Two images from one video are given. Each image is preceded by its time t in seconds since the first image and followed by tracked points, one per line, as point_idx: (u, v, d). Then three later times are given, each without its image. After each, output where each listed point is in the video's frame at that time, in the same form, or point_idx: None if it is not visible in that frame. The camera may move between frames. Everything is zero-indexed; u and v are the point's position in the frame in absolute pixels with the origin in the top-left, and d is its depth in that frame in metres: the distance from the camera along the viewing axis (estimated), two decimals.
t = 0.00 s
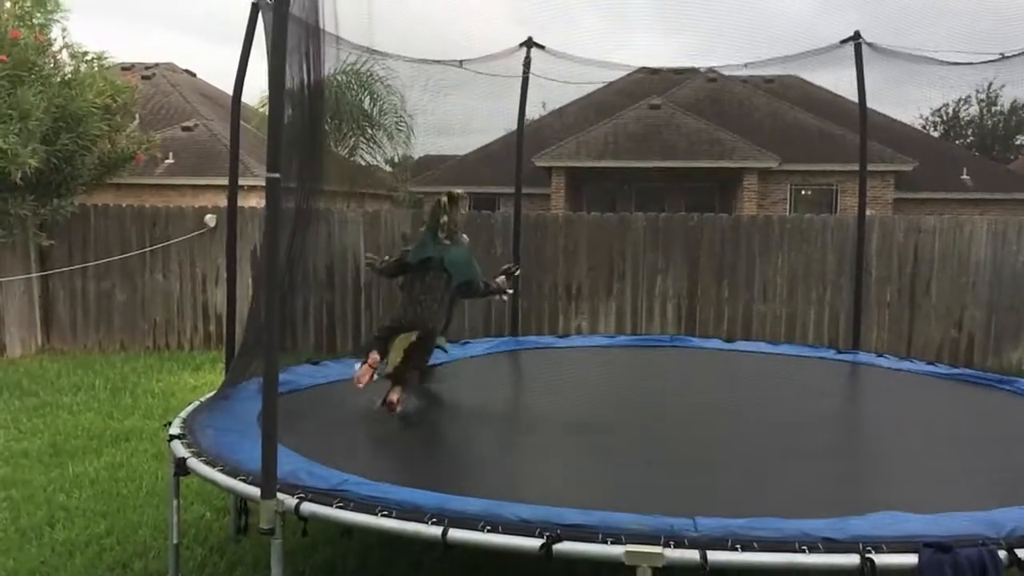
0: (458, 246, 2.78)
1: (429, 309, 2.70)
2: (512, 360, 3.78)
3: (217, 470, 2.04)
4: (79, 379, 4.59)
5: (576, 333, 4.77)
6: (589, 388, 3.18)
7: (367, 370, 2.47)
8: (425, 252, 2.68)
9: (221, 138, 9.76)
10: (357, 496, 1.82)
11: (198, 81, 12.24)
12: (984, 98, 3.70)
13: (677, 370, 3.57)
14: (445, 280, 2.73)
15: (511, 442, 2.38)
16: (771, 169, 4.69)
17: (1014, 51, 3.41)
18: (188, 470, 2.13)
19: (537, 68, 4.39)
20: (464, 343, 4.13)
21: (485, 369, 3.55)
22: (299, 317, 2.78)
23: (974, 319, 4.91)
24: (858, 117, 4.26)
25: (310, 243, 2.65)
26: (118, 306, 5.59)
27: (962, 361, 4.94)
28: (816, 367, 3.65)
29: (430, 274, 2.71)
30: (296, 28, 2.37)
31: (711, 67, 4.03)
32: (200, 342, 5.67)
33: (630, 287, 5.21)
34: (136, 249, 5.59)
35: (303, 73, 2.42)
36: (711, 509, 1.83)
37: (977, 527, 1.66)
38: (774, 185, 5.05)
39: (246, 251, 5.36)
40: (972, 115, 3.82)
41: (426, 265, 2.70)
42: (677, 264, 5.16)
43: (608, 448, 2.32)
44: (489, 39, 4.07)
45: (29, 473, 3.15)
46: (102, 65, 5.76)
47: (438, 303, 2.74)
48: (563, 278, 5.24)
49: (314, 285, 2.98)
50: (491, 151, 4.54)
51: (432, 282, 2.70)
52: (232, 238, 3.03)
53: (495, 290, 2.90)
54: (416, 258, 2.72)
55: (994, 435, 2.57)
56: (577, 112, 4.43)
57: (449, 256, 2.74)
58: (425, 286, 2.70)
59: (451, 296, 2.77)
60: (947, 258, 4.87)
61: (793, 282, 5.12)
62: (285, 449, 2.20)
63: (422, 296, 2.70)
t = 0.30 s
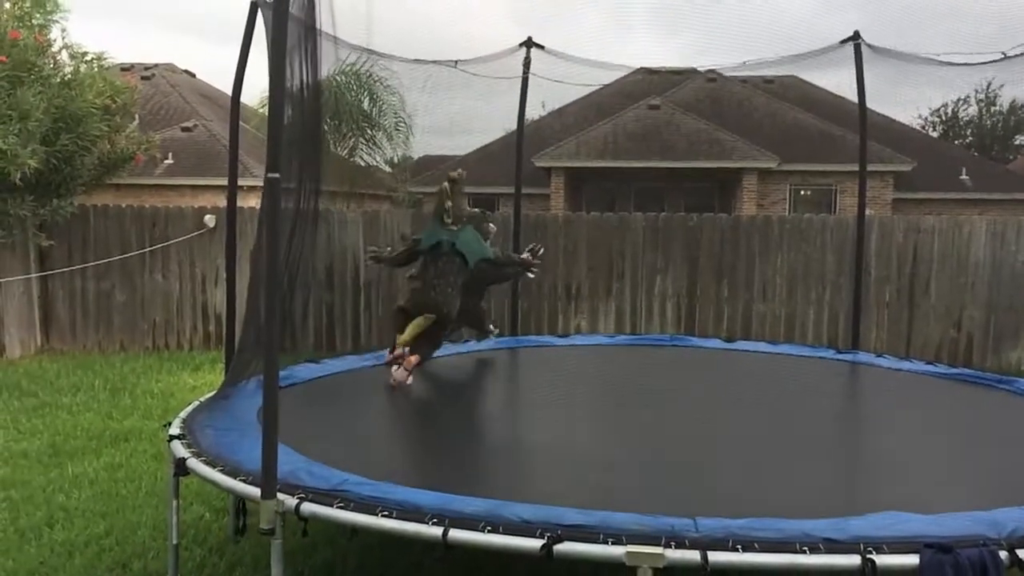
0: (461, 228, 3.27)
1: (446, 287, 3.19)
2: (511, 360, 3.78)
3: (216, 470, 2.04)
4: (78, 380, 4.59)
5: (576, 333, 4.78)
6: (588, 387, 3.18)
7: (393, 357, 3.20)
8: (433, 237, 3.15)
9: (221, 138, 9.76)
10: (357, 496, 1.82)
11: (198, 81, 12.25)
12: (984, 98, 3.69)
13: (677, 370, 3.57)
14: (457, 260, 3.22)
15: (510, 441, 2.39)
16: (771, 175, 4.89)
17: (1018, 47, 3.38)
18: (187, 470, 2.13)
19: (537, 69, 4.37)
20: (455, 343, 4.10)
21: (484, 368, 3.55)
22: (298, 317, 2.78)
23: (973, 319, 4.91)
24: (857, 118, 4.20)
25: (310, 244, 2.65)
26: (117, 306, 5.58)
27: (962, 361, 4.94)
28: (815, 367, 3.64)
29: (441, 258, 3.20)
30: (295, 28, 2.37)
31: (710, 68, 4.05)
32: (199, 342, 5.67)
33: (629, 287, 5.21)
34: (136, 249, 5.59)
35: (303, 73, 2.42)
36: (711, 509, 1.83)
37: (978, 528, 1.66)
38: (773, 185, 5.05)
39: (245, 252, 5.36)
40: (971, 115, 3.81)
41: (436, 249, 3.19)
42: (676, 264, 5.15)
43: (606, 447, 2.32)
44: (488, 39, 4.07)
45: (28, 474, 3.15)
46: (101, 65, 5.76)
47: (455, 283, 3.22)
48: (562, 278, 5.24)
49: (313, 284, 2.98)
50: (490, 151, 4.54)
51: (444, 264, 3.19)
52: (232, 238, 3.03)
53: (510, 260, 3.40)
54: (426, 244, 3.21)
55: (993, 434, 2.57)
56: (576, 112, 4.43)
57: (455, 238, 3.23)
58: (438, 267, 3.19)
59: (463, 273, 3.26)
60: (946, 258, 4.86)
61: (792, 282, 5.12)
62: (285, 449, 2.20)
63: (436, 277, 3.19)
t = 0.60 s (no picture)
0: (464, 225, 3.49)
1: (451, 280, 3.46)
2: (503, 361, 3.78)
3: (207, 472, 2.03)
4: (68, 382, 4.56)
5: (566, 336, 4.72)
6: (580, 389, 3.18)
7: (407, 347, 3.56)
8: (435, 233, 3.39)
9: (213, 140, 9.73)
10: (349, 498, 1.82)
11: (190, 82, 12.24)
12: (974, 103, 3.71)
13: (669, 372, 3.57)
14: (462, 255, 3.44)
15: (502, 443, 2.38)
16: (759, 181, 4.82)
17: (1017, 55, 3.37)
18: (178, 472, 2.12)
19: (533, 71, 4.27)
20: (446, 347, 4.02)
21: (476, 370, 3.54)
22: (290, 318, 2.78)
23: (963, 324, 4.92)
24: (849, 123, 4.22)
25: (302, 245, 2.64)
26: (108, 308, 5.56)
27: (952, 365, 4.95)
28: (807, 370, 3.65)
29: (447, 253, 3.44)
30: (290, 29, 2.37)
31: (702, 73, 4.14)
32: (190, 344, 5.65)
33: (621, 290, 5.21)
34: (127, 251, 5.56)
35: (297, 74, 2.41)
36: (703, 511, 1.83)
37: (970, 531, 1.67)
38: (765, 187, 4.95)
39: (237, 253, 5.35)
40: (961, 120, 3.83)
41: (441, 246, 3.43)
42: (668, 268, 5.16)
43: (598, 449, 2.32)
44: (482, 41, 4.07)
45: (17, 476, 3.13)
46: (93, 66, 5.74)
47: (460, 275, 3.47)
48: (554, 281, 5.24)
49: (305, 286, 2.98)
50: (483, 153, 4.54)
51: (449, 261, 3.44)
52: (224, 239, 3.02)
53: (514, 252, 3.58)
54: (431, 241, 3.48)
55: (983, 438, 2.58)
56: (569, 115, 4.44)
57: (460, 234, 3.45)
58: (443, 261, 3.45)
59: (470, 267, 3.49)
60: (937, 262, 4.88)
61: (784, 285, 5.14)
62: (277, 450, 2.19)
63: (442, 274, 3.46)
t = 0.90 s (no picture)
0: (466, 233, 3.39)
1: (447, 289, 3.37)
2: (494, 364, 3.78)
3: (196, 476, 2.02)
4: (57, 385, 4.54)
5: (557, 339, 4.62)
6: (571, 391, 3.18)
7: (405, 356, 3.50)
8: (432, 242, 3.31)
9: (204, 142, 9.71)
10: (338, 501, 1.81)
11: (181, 83, 12.21)
12: (963, 107, 3.79)
13: (660, 375, 3.57)
14: (462, 262, 3.35)
15: (492, 446, 2.37)
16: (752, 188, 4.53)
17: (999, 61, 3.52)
18: (167, 475, 2.11)
19: (525, 74, 4.39)
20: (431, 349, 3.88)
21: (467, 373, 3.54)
22: (281, 321, 2.77)
23: (952, 326, 4.93)
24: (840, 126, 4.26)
25: (292, 248, 2.64)
26: (97, 310, 5.53)
27: (942, 368, 4.97)
28: (797, 373, 3.65)
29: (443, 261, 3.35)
30: (280, 31, 2.36)
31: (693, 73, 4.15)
32: (180, 347, 5.63)
33: (612, 293, 5.23)
34: (117, 253, 5.54)
35: (287, 77, 2.41)
36: (692, 514, 1.83)
37: (958, 534, 1.67)
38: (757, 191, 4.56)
39: (227, 256, 5.33)
40: (951, 124, 3.87)
41: (439, 254, 3.35)
42: (659, 271, 5.18)
43: (588, 452, 2.32)
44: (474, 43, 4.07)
45: (4, 479, 3.12)
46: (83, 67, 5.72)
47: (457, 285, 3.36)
48: (546, 284, 5.24)
49: (296, 288, 2.97)
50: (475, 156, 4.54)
51: (448, 268, 3.36)
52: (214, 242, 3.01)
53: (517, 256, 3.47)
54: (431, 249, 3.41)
55: (972, 440, 2.59)
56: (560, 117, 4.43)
57: (457, 242, 3.35)
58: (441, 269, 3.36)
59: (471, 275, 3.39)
60: (926, 265, 4.90)
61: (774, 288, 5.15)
62: (267, 453, 2.18)
63: (440, 281, 3.38)
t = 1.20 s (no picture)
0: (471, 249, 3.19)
1: (450, 306, 3.10)
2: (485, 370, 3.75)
3: (187, 480, 2.02)
4: (48, 388, 4.52)
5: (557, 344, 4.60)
6: (563, 396, 3.18)
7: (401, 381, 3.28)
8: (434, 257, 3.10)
9: (196, 144, 9.69)
10: (329, 505, 1.81)
11: (172, 85, 12.19)
12: (954, 110, 3.74)
13: (651, 378, 3.58)
14: (466, 278, 3.12)
15: (482, 450, 2.38)
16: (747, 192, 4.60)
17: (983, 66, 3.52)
18: (157, 479, 2.10)
19: (516, 77, 4.33)
20: (435, 358, 3.87)
21: (459, 378, 3.54)
22: (273, 324, 2.77)
23: (943, 329, 4.95)
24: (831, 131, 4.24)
25: (283, 251, 2.63)
26: (88, 313, 5.52)
27: (932, 371, 4.98)
28: (789, 376, 3.67)
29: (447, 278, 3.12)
30: (270, 34, 2.36)
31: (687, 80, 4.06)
32: (171, 350, 5.62)
33: (604, 296, 5.23)
34: (107, 256, 5.52)
35: (275, 80, 2.40)
36: (682, 517, 1.83)
37: (946, 535, 1.68)
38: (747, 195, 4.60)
39: (219, 259, 5.32)
40: (941, 128, 3.83)
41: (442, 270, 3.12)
42: (651, 274, 5.18)
43: (579, 455, 2.33)
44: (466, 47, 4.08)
45: None
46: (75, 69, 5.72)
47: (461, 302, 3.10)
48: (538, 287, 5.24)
49: (287, 291, 2.96)
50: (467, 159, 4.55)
51: (450, 284, 3.12)
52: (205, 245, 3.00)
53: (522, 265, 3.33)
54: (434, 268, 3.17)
55: (962, 443, 2.60)
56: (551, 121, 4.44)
57: (461, 257, 3.14)
58: (445, 287, 3.12)
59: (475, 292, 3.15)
60: (916, 268, 4.92)
61: (766, 291, 5.16)
62: (258, 458, 2.18)
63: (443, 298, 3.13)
